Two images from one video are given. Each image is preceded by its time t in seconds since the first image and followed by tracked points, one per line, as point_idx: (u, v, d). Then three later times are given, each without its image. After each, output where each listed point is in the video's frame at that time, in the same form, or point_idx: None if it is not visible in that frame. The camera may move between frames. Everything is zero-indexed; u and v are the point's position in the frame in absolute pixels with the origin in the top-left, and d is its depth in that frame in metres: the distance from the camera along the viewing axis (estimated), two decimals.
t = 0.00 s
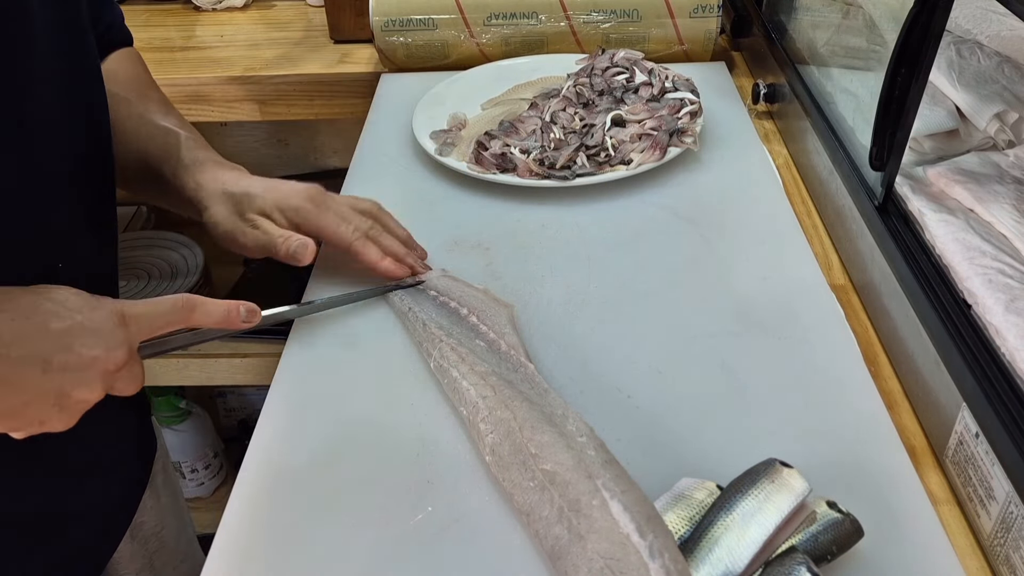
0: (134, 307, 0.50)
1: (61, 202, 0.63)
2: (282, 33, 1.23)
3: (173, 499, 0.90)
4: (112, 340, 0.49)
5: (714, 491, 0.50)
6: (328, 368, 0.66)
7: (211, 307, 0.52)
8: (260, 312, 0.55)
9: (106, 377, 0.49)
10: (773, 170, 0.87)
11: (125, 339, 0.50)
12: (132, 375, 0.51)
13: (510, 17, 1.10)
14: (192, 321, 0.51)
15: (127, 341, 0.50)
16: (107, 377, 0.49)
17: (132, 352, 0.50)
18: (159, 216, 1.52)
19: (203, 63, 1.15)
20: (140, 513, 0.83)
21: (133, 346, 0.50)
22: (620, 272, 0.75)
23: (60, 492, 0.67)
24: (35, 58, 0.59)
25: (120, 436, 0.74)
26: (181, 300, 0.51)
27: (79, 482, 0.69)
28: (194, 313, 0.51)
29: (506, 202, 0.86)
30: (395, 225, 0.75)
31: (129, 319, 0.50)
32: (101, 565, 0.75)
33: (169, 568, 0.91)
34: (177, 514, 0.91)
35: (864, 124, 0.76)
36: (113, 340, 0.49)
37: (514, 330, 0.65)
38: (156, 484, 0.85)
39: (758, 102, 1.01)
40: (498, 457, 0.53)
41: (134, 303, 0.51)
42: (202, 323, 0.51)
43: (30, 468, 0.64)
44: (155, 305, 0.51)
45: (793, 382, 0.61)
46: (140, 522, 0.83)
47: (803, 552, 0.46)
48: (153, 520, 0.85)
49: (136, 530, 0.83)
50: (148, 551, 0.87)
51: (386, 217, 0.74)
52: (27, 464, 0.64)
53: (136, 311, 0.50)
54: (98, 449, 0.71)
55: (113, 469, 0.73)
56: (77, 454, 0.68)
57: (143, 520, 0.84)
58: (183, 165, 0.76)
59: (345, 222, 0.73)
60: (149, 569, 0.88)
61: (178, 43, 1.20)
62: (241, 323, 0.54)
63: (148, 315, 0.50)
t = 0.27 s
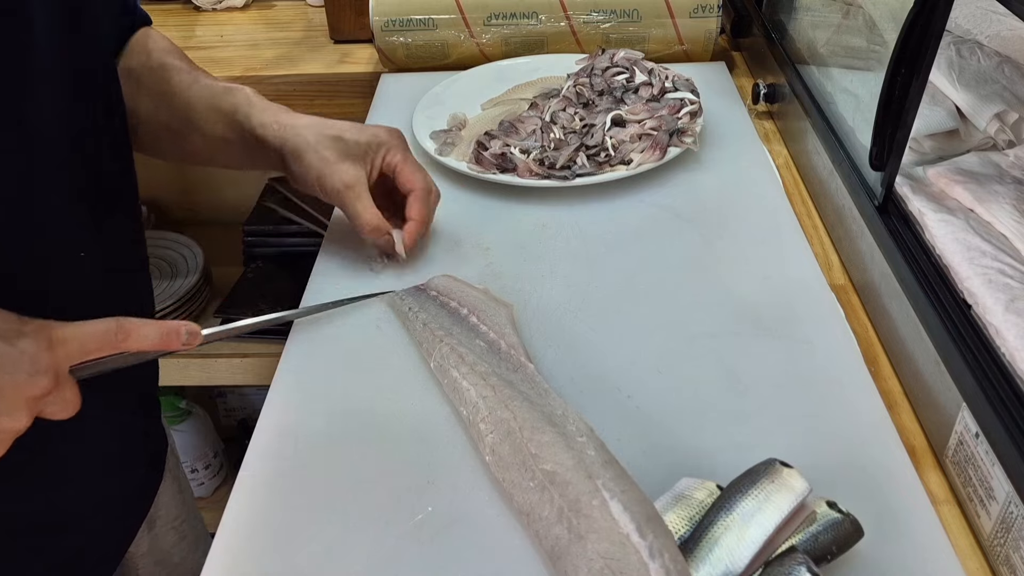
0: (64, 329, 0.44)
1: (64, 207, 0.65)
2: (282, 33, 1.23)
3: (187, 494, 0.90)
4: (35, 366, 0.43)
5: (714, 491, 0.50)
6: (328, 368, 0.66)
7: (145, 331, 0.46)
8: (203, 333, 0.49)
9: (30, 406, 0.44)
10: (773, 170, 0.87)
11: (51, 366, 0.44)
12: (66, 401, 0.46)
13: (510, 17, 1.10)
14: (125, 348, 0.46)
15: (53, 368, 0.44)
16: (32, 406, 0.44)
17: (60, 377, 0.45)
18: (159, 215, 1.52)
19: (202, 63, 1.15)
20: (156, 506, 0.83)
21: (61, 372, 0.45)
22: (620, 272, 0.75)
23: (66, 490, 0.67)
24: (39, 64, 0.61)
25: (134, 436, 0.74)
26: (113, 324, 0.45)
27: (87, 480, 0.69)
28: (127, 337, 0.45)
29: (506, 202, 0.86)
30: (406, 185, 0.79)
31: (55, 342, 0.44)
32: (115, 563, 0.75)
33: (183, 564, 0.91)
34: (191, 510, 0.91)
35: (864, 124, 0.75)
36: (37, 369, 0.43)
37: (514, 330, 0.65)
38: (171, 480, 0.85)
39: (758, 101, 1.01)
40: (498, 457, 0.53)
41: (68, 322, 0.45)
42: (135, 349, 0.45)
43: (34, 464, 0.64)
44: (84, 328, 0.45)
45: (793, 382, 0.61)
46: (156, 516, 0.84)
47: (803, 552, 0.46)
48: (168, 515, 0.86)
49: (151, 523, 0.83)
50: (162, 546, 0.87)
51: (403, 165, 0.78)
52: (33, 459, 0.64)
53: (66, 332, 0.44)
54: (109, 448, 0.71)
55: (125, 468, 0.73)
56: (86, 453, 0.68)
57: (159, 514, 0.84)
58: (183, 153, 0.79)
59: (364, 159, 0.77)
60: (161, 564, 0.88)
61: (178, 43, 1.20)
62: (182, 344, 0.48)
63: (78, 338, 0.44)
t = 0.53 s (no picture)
0: (58, 315, 0.47)
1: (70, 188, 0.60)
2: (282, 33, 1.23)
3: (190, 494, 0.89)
4: (32, 356, 0.46)
5: (714, 491, 0.50)
6: (328, 368, 0.66)
7: (138, 313, 0.47)
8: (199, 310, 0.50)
9: (32, 392, 0.48)
10: (773, 170, 0.87)
11: (47, 352, 0.47)
12: (69, 380, 0.49)
13: (510, 17, 1.10)
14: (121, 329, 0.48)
15: (50, 355, 0.47)
16: (32, 391, 0.48)
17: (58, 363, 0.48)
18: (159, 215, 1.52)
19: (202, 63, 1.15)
20: (160, 507, 0.83)
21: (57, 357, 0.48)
22: (620, 272, 0.75)
23: (67, 494, 0.67)
24: (31, 59, 0.54)
25: (134, 437, 0.73)
26: (106, 310, 0.47)
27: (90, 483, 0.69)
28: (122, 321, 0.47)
29: (506, 202, 0.86)
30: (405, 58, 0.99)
31: (50, 329, 0.47)
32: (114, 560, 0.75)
33: (191, 563, 0.91)
34: (194, 510, 0.90)
35: (864, 124, 0.76)
36: (33, 359, 0.46)
37: (514, 330, 0.65)
38: (174, 481, 0.85)
39: (758, 102, 1.01)
40: (498, 457, 0.53)
41: (63, 310, 0.47)
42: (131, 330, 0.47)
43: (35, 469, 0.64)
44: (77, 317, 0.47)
45: (793, 382, 0.61)
46: (161, 517, 0.83)
47: (803, 551, 0.46)
48: (173, 514, 0.85)
49: (156, 523, 0.83)
50: (166, 548, 0.86)
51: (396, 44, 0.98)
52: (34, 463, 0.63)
53: (57, 319, 0.47)
54: (109, 453, 0.70)
55: (123, 468, 0.72)
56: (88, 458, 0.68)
57: (162, 515, 0.83)
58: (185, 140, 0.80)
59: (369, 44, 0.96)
60: (168, 565, 0.88)
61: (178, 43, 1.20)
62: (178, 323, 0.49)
63: (69, 324, 0.47)
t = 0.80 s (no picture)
0: (53, 300, 0.46)
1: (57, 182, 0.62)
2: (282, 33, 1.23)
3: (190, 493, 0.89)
4: (25, 339, 0.46)
5: (714, 491, 0.50)
6: (328, 368, 0.66)
7: (131, 300, 0.46)
8: (197, 301, 0.48)
9: (25, 375, 0.48)
10: (773, 170, 0.87)
11: (41, 334, 0.46)
12: (65, 365, 0.49)
13: (510, 17, 1.10)
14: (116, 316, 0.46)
15: (45, 338, 0.47)
16: (26, 373, 0.48)
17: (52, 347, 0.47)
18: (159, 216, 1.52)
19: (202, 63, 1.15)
20: (157, 504, 0.83)
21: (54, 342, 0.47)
22: (620, 272, 0.75)
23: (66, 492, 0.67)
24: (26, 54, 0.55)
25: (132, 434, 0.73)
26: (101, 296, 0.46)
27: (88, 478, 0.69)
28: (115, 308, 0.46)
29: (506, 202, 0.86)
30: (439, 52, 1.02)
31: (45, 314, 0.46)
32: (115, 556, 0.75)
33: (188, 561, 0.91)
34: (193, 509, 0.90)
35: (864, 124, 0.76)
36: (27, 342, 0.46)
37: (514, 330, 0.65)
38: (173, 479, 0.85)
39: (758, 101, 1.00)
40: (498, 457, 0.53)
41: (61, 294, 0.47)
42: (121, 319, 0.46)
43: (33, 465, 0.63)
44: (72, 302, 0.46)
45: (793, 382, 0.61)
46: (159, 514, 0.83)
47: (803, 551, 0.46)
48: (171, 512, 0.85)
49: (154, 520, 0.83)
50: (163, 545, 0.86)
51: (431, 39, 1.02)
52: (31, 458, 0.63)
53: (53, 303, 0.46)
54: (107, 447, 0.70)
55: (122, 464, 0.72)
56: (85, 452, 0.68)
57: (160, 512, 0.84)
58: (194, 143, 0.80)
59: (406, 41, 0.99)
60: (163, 563, 0.88)
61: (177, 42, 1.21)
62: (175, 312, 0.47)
63: (67, 309, 0.46)
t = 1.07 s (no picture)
0: (45, 291, 0.45)
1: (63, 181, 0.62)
2: (283, 33, 1.23)
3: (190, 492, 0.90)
4: (16, 333, 0.45)
5: (714, 491, 0.50)
6: (328, 368, 0.65)
7: (125, 289, 0.44)
8: (196, 287, 0.47)
9: (21, 368, 0.47)
10: (773, 170, 0.87)
11: (34, 328, 0.45)
12: (60, 356, 0.48)
13: (510, 17, 1.10)
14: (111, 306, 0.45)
15: (37, 330, 0.46)
16: (22, 367, 0.46)
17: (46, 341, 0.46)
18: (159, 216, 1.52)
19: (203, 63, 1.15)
20: (158, 505, 0.83)
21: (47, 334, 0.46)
22: (620, 272, 0.75)
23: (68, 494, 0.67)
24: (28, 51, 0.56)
25: (133, 434, 0.73)
26: (96, 286, 0.44)
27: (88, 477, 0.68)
28: (111, 298, 0.44)
29: (506, 202, 0.86)
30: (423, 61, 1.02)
31: (36, 305, 0.45)
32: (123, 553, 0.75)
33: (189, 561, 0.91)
34: (195, 508, 0.90)
35: (864, 125, 0.76)
36: (18, 336, 0.45)
37: (514, 330, 0.65)
38: (173, 480, 0.85)
39: (758, 102, 1.01)
40: (498, 457, 0.53)
41: (52, 285, 0.45)
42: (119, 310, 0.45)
43: (32, 463, 0.63)
44: (66, 294, 0.45)
45: (793, 382, 0.61)
46: (158, 516, 0.83)
47: (803, 551, 0.46)
48: (171, 513, 0.85)
49: (154, 523, 0.83)
50: (165, 544, 0.87)
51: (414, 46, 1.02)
52: (30, 457, 0.63)
53: (45, 295, 0.45)
54: (106, 444, 0.70)
55: (123, 464, 0.72)
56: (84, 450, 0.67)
57: (160, 513, 0.84)
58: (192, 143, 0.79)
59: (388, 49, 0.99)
60: (168, 562, 0.88)
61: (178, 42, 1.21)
62: (172, 300, 0.46)
63: (59, 300, 0.45)
